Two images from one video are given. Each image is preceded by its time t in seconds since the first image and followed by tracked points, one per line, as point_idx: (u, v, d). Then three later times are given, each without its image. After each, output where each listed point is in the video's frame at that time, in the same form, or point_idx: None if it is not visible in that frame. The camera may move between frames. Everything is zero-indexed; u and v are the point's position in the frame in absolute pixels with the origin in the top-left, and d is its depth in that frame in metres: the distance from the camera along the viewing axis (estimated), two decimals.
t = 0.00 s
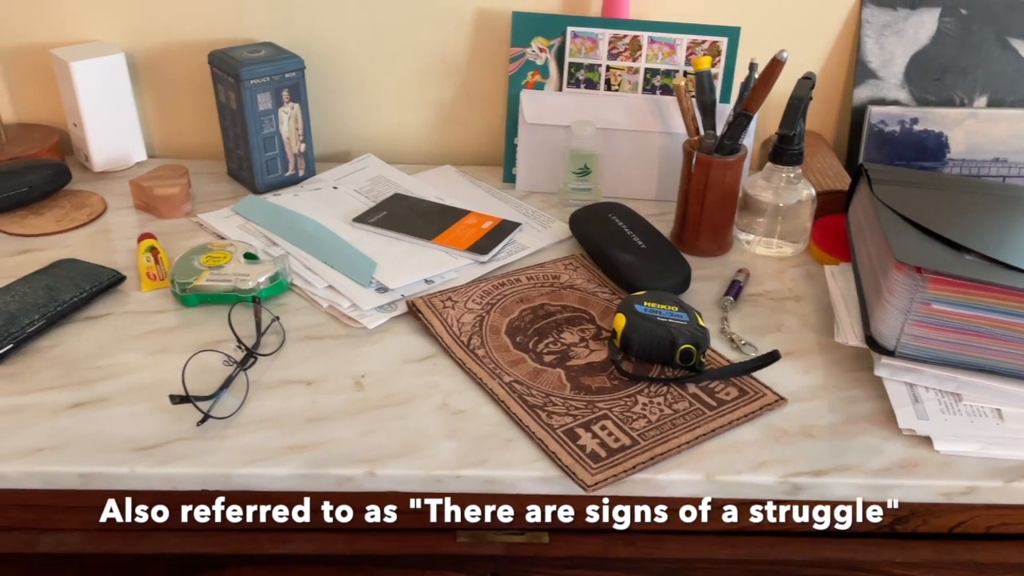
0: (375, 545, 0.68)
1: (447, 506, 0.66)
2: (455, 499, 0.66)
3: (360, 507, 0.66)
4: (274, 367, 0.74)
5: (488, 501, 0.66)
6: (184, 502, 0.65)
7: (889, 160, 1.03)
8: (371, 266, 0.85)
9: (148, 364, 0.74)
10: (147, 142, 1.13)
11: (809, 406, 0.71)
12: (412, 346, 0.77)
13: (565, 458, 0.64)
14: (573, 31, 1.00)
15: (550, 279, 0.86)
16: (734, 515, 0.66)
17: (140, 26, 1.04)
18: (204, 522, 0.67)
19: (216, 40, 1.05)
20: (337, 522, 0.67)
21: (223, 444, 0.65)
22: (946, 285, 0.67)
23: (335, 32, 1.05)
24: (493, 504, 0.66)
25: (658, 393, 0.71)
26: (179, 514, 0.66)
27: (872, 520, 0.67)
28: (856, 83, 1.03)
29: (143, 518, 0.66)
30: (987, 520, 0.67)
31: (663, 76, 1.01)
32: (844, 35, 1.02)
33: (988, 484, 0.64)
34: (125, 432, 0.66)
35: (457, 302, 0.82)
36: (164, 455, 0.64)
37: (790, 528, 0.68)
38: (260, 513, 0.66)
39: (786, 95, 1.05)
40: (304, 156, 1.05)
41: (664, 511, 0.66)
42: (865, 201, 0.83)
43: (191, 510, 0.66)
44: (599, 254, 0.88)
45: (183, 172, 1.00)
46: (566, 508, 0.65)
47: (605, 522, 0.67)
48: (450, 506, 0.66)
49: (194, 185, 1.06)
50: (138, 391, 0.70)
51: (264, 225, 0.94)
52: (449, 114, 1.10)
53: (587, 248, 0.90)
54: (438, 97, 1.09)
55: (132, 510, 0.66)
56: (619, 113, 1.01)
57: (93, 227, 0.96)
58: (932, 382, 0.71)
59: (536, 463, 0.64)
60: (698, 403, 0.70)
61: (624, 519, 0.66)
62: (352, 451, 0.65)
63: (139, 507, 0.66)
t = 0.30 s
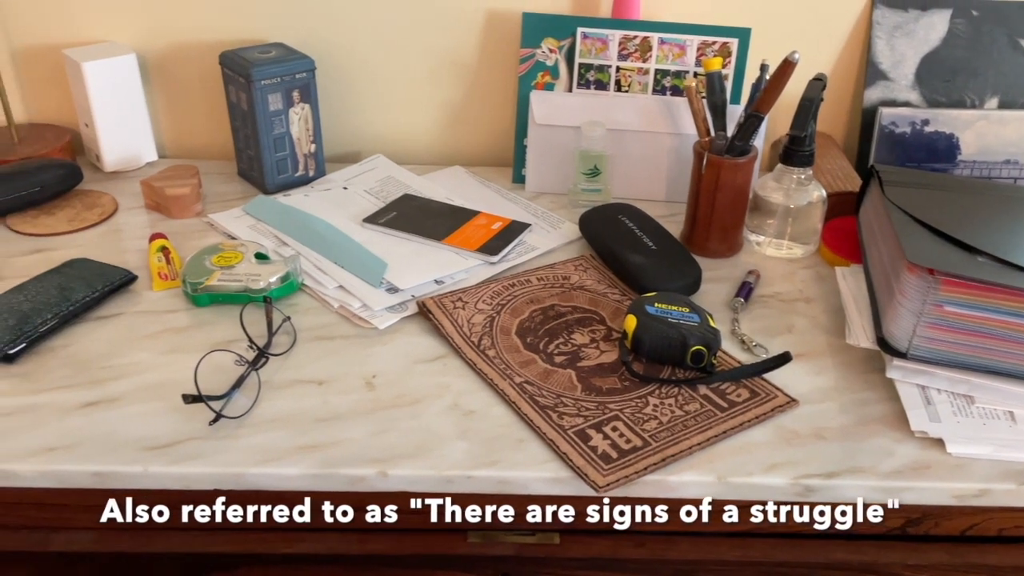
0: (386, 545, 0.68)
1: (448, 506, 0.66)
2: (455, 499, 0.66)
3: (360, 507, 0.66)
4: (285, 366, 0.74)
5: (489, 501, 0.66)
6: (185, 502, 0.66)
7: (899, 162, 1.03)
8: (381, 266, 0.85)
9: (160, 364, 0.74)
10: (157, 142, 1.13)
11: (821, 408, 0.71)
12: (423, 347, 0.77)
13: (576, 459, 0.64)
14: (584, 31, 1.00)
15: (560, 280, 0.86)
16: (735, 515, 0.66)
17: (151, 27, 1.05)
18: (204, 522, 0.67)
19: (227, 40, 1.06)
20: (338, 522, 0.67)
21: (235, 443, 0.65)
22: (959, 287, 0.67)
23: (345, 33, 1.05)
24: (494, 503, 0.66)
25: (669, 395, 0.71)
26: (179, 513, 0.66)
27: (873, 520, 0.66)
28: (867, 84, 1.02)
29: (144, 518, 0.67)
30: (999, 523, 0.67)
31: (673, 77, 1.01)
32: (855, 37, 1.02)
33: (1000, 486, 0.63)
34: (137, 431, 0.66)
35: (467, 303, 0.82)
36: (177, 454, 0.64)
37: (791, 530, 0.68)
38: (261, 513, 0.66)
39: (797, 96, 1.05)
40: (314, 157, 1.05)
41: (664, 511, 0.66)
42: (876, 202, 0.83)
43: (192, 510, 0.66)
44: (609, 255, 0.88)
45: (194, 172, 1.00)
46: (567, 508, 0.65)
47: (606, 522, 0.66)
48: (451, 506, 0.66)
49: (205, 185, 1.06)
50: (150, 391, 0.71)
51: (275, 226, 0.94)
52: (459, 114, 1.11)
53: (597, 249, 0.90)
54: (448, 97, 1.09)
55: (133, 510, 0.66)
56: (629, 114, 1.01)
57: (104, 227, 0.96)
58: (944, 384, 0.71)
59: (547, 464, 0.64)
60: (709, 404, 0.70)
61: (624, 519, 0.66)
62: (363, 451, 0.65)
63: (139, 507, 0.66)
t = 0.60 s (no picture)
0: (396, 545, 0.68)
1: (449, 506, 0.66)
2: (455, 500, 0.66)
3: (360, 507, 0.66)
4: (296, 366, 0.74)
5: (488, 502, 0.66)
6: (187, 501, 0.66)
7: (911, 163, 1.03)
8: (392, 266, 0.86)
9: (171, 363, 0.74)
10: (168, 142, 1.13)
11: (832, 409, 0.71)
12: (434, 347, 0.77)
13: (587, 460, 0.64)
14: (594, 32, 1.00)
15: (570, 280, 0.86)
16: (735, 515, 0.66)
17: (162, 27, 1.05)
18: (205, 522, 0.67)
19: (238, 40, 1.06)
20: (337, 522, 0.67)
21: (247, 443, 0.65)
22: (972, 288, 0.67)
23: (355, 33, 1.05)
24: (495, 504, 0.66)
25: (680, 396, 0.70)
26: (180, 513, 0.67)
27: (874, 520, 0.66)
28: (878, 85, 1.02)
29: (145, 518, 0.67)
30: (1012, 525, 0.66)
31: (684, 78, 1.01)
32: (865, 37, 1.02)
33: (1014, 489, 0.63)
34: (149, 430, 0.67)
35: (477, 303, 0.82)
36: (189, 453, 0.64)
37: (794, 531, 0.68)
38: (262, 513, 0.67)
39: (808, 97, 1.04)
40: (324, 157, 1.05)
41: (665, 511, 0.66)
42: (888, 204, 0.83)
43: (193, 510, 0.66)
44: (619, 255, 0.88)
45: (204, 172, 1.00)
46: (567, 508, 0.65)
47: (606, 522, 0.66)
48: (451, 506, 0.66)
49: (215, 185, 1.06)
50: (162, 390, 0.71)
51: (285, 226, 0.94)
52: (468, 115, 1.11)
53: (607, 250, 0.89)
54: (458, 98, 1.09)
55: (133, 510, 0.67)
56: (639, 114, 1.01)
57: (115, 227, 0.96)
58: (957, 386, 0.71)
59: (558, 464, 0.64)
60: (721, 405, 0.69)
61: (624, 519, 0.66)
62: (374, 451, 0.65)
63: (139, 507, 0.66)
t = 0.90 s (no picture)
0: (407, 544, 0.68)
1: (450, 507, 0.66)
2: (456, 500, 0.66)
3: (361, 507, 0.66)
4: (307, 366, 0.74)
5: (489, 502, 0.66)
6: (186, 501, 0.66)
7: (921, 164, 1.02)
8: (402, 266, 0.86)
9: (183, 362, 0.74)
10: (178, 142, 1.14)
11: (843, 411, 0.70)
12: (444, 347, 0.77)
13: (598, 460, 0.64)
14: (603, 32, 1.00)
15: (580, 280, 0.86)
16: (735, 515, 0.66)
17: (173, 27, 1.05)
18: (205, 522, 0.68)
19: (248, 40, 1.06)
20: (339, 522, 0.67)
21: (259, 442, 0.66)
22: (984, 289, 0.67)
23: (365, 33, 1.05)
24: (496, 504, 0.66)
25: (691, 397, 0.70)
26: (180, 513, 0.67)
27: (874, 520, 0.66)
28: (888, 86, 1.02)
29: (145, 518, 0.67)
30: None
31: (694, 78, 1.01)
32: (876, 37, 1.02)
33: None
34: (161, 429, 0.67)
35: (487, 303, 0.82)
36: (200, 452, 0.65)
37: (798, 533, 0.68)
38: (262, 513, 0.67)
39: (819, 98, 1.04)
40: (334, 157, 1.05)
41: (666, 511, 0.66)
42: (899, 205, 0.82)
43: (194, 510, 0.67)
44: (629, 256, 0.88)
45: (214, 172, 1.01)
46: (567, 508, 0.66)
47: (606, 522, 0.66)
48: (452, 506, 0.66)
49: (225, 184, 1.07)
50: (174, 389, 0.71)
51: (295, 225, 0.94)
52: (477, 115, 1.11)
53: (617, 250, 0.89)
54: (467, 98, 1.09)
55: (134, 510, 0.67)
56: (649, 115, 1.01)
57: (125, 226, 0.96)
58: (969, 388, 0.71)
59: (569, 465, 0.64)
60: (732, 406, 0.69)
61: (624, 519, 0.66)
62: (385, 451, 0.65)
63: (140, 507, 0.67)
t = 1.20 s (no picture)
0: (417, 544, 0.68)
1: (450, 506, 0.66)
2: (457, 500, 0.66)
3: (361, 507, 0.66)
4: (318, 366, 0.74)
5: (489, 502, 0.66)
6: (186, 501, 0.66)
7: (931, 165, 1.02)
8: (411, 267, 0.86)
9: (193, 362, 0.74)
10: (187, 143, 1.14)
11: (854, 412, 0.70)
12: (454, 347, 0.77)
13: (609, 461, 0.64)
14: (613, 33, 1.00)
15: (589, 281, 0.86)
16: (736, 515, 0.66)
17: (184, 28, 1.06)
18: (205, 522, 0.68)
19: (258, 41, 1.06)
20: (338, 522, 0.67)
21: (269, 442, 0.66)
22: (996, 291, 0.66)
23: (374, 33, 1.05)
24: (496, 504, 0.66)
25: (701, 398, 0.70)
26: (181, 513, 0.67)
27: (875, 520, 0.65)
28: (898, 87, 1.02)
29: (145, 518, 0.67)
30: None
31: (703, 79, 1.01)
32: (886, 38, 1.01)
33: None
34: (172, 428, 0.67)
35: (497, 304, 0.82)
36: (212, 451, 0.65)
37: (804, 535, 0.67)
38: (263, 513, 0.67)
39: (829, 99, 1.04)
40: (343, 158, 1.06)
41: (666, 511, 0.66)
42: (910, 206, 0.82)
43: (194, 510, 0.67)
44: (638, 257, 0.88)
45: (224, 172, 1.01)
46: (568, 508, 0.65)
47: (606, 522, 0.66)
48: (452, 506, 0.66)
49: (235, 185, 1.07)
50: (185, 388, 0.71)
51: (305, 226, 0.94)
52: (486, 116, 1.11)
53: (626, 251, 0.89)
54: (476, 99, 1.09)
55: (134, 510, 0.67)
56: (658, 116, 1.01)
57: (136, 226, 0.97)
58: (980, 390, 0.70)
59: (579, 465, 0.64)
60: (742, 407, 0.69)
61: (624, 520, 0.66)
62: (396, 450, 0.65)
63: (140, 507, 0.67)
